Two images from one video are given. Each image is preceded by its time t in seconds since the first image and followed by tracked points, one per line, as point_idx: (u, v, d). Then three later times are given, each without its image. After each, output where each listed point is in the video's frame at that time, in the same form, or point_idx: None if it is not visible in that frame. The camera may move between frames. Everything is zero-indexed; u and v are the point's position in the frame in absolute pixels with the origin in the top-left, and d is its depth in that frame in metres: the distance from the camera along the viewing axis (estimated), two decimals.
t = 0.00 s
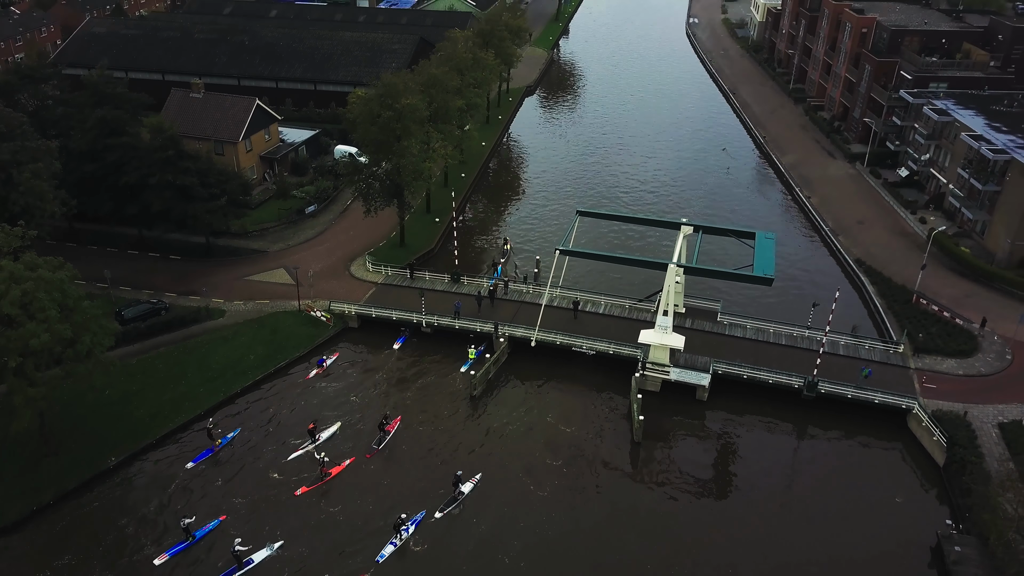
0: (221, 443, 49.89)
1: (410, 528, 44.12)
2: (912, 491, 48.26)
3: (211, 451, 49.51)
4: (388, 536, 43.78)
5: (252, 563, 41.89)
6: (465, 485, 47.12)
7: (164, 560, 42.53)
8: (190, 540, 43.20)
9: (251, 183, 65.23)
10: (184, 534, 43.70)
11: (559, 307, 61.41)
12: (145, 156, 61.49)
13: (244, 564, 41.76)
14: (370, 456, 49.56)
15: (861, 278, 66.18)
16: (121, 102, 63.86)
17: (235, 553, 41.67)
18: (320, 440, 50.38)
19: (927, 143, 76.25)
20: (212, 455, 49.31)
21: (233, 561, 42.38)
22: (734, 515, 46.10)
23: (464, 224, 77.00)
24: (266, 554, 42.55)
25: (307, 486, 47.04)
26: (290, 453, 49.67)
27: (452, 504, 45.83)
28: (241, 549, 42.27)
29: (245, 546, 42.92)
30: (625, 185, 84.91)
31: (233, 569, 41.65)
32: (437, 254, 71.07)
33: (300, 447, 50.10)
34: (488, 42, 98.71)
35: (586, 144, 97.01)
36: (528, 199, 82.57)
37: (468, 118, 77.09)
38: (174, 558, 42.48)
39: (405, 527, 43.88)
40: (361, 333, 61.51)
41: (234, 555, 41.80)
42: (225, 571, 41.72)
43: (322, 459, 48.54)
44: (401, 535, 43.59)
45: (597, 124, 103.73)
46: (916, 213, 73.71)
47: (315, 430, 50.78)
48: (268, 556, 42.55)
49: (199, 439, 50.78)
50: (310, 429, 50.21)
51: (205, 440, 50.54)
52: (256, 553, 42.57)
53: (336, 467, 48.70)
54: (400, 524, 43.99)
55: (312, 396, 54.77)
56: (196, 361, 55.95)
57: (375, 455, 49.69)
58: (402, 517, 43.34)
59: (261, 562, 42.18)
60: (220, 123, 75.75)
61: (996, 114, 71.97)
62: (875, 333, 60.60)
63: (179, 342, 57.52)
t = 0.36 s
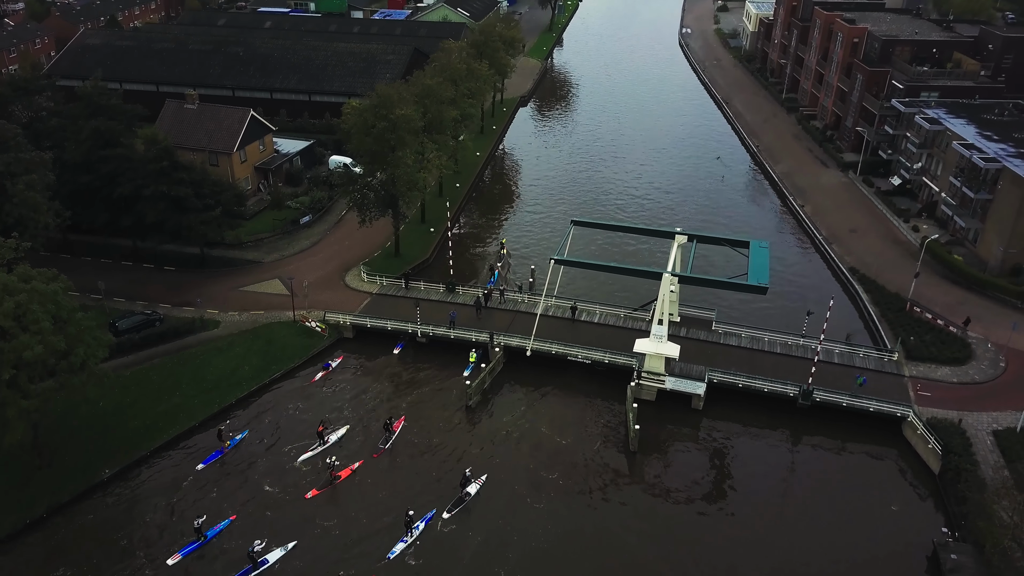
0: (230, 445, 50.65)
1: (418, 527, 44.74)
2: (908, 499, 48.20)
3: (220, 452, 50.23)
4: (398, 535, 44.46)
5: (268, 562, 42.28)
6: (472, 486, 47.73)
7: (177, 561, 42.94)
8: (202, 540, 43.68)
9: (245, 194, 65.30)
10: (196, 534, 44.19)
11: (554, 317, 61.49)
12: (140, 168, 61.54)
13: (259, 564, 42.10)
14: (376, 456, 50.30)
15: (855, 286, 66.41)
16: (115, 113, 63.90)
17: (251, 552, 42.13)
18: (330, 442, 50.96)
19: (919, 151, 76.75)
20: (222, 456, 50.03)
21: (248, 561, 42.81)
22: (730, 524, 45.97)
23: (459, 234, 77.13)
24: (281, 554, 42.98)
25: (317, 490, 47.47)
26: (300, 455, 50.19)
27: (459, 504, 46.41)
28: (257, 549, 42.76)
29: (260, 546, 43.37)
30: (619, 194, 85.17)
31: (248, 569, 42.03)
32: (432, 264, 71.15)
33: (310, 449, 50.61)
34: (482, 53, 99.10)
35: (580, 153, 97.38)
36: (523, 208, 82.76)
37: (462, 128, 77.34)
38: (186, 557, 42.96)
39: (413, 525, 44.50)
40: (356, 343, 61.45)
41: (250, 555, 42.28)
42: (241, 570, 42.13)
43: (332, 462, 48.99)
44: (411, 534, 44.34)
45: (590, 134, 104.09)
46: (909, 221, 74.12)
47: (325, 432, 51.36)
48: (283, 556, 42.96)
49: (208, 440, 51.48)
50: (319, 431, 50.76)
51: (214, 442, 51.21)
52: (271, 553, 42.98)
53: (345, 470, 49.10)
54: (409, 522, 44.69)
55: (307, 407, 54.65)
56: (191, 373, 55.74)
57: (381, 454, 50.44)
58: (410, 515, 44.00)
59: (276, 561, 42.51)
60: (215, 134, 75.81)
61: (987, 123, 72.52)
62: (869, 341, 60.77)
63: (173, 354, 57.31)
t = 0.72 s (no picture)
0: (241, 444, 51.31)
1: (427, 525, 45.35)
2: (906, 507, 48.12)
3: (232, 452, 50.92)
4: (407, 533, 45.07)
5: (283, 564, 42.58)
6: (481, 486, 48.34)
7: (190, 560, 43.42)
8: (215, 539, 44.18)
9: (242, 204, 65.40)
10: (210, 534, 44.69)
11: (551, 325, 61.55)
12: (136, 178, 61.56)
13: (276, 564, 42.47)
14: (383, 457, 50.96)
15: (851, 294, 66.57)
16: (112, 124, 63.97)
17: (267, 552, 42.51)
18: (340, 444, 51.54)
19: (914, 160, 77.11)
20: (233, 456, 50.66)
21: (265, 562, 43.20)
22: (727, 534, 45.82)
23: (456, 243, 77.22)
24: (297, 556, 43.30)
25: (328, 492, 47.82)
26: (311, 457, 50.68)
27: (469, 505, 47.00)
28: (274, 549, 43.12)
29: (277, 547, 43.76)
30: (615, 203, 85.32)
31: (265, 569, 42.37)
32: (429, 273, 71.19)
33: (320, 451, 51.14)
34: (478, 63, 99.48)
35: (577, 162, 97.66)
36: (520, 218, 82.91)
37: (459, 137, 77.56)
38: (200, 557, 43.43)
39: (422, 523, 45.14)
40: (353, 353, 61.41)
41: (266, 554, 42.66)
42: (257, 571, 42.52)
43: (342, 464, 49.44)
44: (419, 531, 44.84)
45: (587, 143, 104.35)
46: (904, 229, 74.46)
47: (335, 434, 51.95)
48: (299, 557, 43.31)
49: (214, 444, 51.86)
50: (329, 433, 51.30)
51: (225, 442, 51.87)
52: (287, 555, 43.33)
53: (355, 472, 49.50)
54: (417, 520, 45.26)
55: (304, 416, 54.48)
56: (187, 383, 55.56)
57: (387, 454, 51.10)
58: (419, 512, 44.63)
59: (293, 562, 42.94)
60: (211, 144, 75.92)
61: (981, 132, 72.95)
62: (865, 349, 60.87)
63: (169, 364, 57.16)
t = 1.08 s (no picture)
0: (252, 444, 52.27)
1: (435, 522, 46.10)
2: (904, 516, 48.02)
3: (244, 451, 51.77)
4: (416, 531, 45.80)
5: (299, 566, 42.98)
6: (490, 486, 49.01)
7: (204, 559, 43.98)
8: (228, 539, 44.77)
9: (238, 215, 65.48)
10: (223, 534, 45.26)
11: (548, 335, 61.58)
12: (133, 189, 61.58)
13: (293, 566, 42.91)
14: (389, 455, 51.82)
15: (847, 303, 66.70)
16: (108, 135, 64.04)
17: (284, 554, 42.94)
18: (350, 445, 52.20)
19: (908, 169, 77.50)
20: (244, 455, 51.59)
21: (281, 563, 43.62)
22: (725, 543, 45.66)
23: (452, 254, 77.28)
24: (313, 559, 43.65)
25: (339, 494, 48.34)
26: (322, 459, 51.27)
27: (478, 504, 47.68)
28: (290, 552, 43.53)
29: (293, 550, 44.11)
30: (611, 213, 85.45)
31: (282, 571, 42.81)
32: (425, 283, 71.19)
33: (331, 452, 51.79)
34: (473, 73, 99.87)
35: (572, 172, 97.88)
36: (516, 228, 82.98)
37: (455, 148, 77.76)
38: (213, 556, 44.00)
39: (431, 521, 45.87)
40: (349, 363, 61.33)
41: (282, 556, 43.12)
42: (274, 572, 42.98)
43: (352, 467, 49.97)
44: (428, 529, 45.60)
45: (582, 153, 104.62)
46: (899, 238, 74.78)
47: (344, 436, 52.60)
48: (315, 560, 43.65)
49: (210, 456, 51.62)
50: (339, 434, 51.88)
51: (236, 442, 52.70)
52: (304, 557, 43.70)
53: (364, 474, 50.00)
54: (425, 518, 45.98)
55: (300, 427, 54.30)
56: (182, 394, 55.33)
57: (393, 453, 51.97)
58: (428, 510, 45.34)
59: (309, 564, 43.26)
60: (207, 155, 76.03)
61: (974, 141, 73.38)
62: (862, 358, 60.96)
63: (165, 375, 56.95)
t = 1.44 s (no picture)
0: (260, 445, 52.80)
1: (443, 520, 46.82)
2: (902, 524, 47.90)
3: (252, 452, 52.37)
4: (424, 528, 46.50)
5: (314, 569, 43.20)
6: (498, 487, 49.65)
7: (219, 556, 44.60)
8: (243, 538, 45.30)
9: (235, 225, 65.52)
10: (238, 533, 45.79)
11: (545, 344, 61.58)
12: (129, 199, 61.62)
13: (307, 569, 43.13)
14: (394, 454, 52.69)
15: (844, 311, 66.77)
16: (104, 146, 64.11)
17: (299, 556, 43.21)
18: (357, 447, 52.92)
19: (904, 178, 77.80)
20: (253, 456, 52.11)
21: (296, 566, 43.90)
22: (723, 553, 45.51)
23: (449, 263, 77.31)
24: (328, 562, 43.80)
25: (349, 496, 48.83)
26: (331, 461, 51.84)
27: (487, 504, 48.29)
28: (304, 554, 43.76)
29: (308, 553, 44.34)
30: (608, 223, 85.52)
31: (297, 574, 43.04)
32: (422, 293, 71.20)
33: (340, 454, 52.43)
34: (470, 84, 100.26)
35: (569, 182, 98.06)
36: (513, 237, 83.05)
37: (451, 158, 77.88)
38: (228, 554, 44.56)
39: (438, 518, 46.60)
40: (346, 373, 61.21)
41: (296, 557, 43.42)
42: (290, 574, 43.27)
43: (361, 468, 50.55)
44: (436, 527, 46.31)
45: (578, 163, 104.76)
46: (895, 246, 75.02)
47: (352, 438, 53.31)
48: (330, 564, 43.79)
49: (205, 466, 51.40)
50: (347, 437, 52.76)
51: (245, 443, 53.32)
52: (319, 561, 43.88)
53: (372, 476, 50.60)
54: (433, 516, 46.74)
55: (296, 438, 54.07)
56: (178, 404, 55.10)
57: (399, 452, 52.84)
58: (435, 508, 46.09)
59: (324, 568, 43.44)
60: (204, 165, 76.11)
61: (969, 150, 73.77)
62: (858, 366, 60.99)
63: (161, 386, 56.74)
